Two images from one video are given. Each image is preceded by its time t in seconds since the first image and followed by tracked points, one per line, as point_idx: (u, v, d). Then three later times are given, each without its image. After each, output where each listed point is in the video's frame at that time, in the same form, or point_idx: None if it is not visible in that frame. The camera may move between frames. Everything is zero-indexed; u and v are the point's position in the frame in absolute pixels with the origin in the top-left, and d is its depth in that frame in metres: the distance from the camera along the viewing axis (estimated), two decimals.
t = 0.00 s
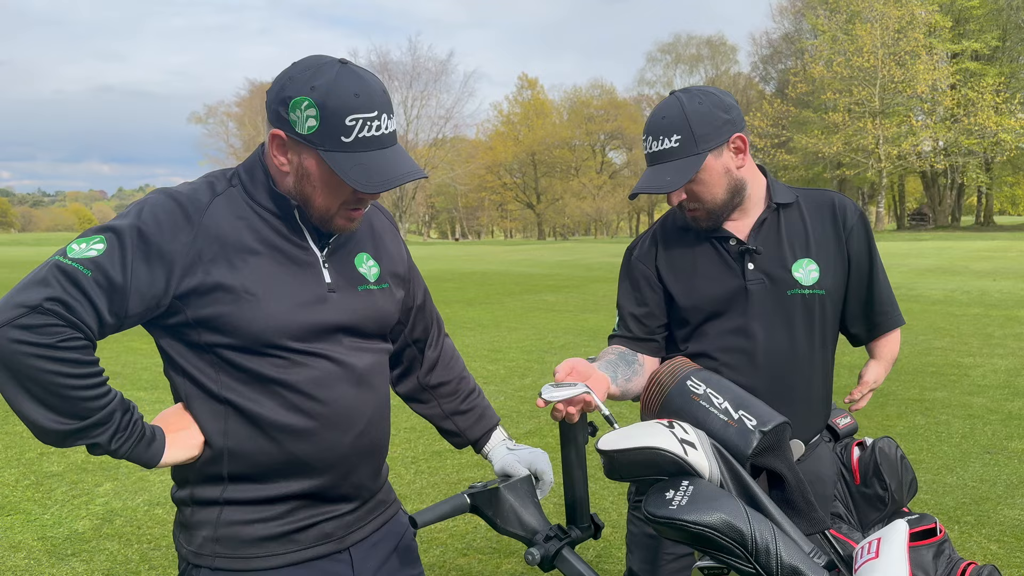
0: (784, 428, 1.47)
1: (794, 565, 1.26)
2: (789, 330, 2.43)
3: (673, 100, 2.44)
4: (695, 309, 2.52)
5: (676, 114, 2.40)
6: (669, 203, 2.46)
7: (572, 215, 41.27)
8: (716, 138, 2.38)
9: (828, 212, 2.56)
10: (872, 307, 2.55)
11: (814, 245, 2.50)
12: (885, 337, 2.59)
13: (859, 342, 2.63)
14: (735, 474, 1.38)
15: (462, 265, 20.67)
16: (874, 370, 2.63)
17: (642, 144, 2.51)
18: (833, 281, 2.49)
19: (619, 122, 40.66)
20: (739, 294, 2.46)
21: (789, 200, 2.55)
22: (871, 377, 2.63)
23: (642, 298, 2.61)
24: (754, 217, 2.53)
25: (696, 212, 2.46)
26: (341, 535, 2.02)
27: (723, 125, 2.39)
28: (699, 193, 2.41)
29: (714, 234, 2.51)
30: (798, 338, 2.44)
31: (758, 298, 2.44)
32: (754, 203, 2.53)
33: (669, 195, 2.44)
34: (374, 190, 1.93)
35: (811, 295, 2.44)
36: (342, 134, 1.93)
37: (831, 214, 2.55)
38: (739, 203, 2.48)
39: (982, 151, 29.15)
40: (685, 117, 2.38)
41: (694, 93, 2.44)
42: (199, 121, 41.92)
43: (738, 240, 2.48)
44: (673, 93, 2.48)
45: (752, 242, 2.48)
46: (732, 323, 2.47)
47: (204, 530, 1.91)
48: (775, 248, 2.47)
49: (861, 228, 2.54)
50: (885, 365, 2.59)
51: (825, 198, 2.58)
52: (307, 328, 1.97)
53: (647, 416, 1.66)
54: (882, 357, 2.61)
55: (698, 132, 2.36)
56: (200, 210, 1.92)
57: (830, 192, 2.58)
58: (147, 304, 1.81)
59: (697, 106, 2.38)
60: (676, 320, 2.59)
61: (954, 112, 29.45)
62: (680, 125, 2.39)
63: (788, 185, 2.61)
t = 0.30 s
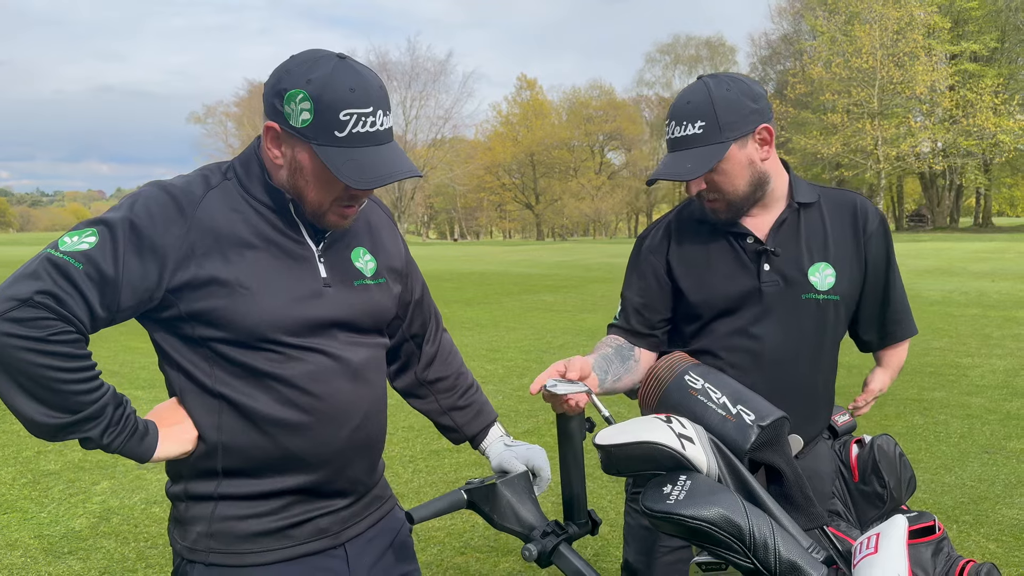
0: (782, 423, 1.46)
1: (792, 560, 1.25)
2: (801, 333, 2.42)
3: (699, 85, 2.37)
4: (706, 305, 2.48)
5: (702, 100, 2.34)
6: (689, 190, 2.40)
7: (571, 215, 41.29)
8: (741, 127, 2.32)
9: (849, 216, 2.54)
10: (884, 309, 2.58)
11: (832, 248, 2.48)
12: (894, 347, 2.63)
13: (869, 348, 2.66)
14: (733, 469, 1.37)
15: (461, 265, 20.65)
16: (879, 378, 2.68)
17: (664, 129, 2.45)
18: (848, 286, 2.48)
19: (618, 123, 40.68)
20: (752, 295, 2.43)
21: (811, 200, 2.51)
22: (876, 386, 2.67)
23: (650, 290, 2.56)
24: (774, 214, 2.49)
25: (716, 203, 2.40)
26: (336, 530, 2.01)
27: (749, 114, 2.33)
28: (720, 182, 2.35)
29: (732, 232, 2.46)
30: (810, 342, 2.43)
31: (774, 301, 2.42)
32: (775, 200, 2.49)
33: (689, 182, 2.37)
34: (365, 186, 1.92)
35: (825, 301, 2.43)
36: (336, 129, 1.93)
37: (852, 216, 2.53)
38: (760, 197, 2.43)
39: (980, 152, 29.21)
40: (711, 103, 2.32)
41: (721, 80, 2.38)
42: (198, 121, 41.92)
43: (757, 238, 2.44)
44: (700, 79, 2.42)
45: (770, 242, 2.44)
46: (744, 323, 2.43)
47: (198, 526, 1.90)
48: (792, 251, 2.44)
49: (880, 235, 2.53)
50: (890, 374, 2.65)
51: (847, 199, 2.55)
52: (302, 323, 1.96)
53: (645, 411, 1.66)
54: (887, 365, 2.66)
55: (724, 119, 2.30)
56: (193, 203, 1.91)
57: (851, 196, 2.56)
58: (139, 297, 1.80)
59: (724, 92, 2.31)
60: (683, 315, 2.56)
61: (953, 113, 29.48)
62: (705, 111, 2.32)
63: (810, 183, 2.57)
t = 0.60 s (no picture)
0: (783, 423, 1.44)
1: (792, 562, 1.24)
2: (805, 338, 2.40)
3: (711, 85, 2.33)
4: (711, 307, 2.47)
5: (714, 100, 2.30)
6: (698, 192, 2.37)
7: (572, 214, 41.26)
8: (754, 129, 2.28)
9: (860, 219, 2.49)
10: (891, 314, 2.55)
11: (841, 253, 2.45)
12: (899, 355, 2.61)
13: (872, 353, 2.66)
14: (733, 470, 1.36)
15: (461, 263, 20.62)
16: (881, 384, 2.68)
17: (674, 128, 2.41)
18: (854, 292, 2.46)
19: (619, 121, 40.64)
20: (757, 301, 2.41)
21: (821, 203, 2.47)
22: (877, 393, 2.64)
23: (654, 290, 2.54)
24: (784, 217, 2.46)
25: (725, 205, 2.37)
26: (333, 529, 2.00)
27: (762, 115, 2.29)
28: (730, 185, 2.32)
29: (740, 234, 2.43)
30: (814, 345, 2.42)
31: (779, 306, 2.40)
32: (785, 202, 2.45)
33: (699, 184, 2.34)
34: (352, 184, 1.89)
35: (831, 308, 2.42)
36: (323, 126, 1.91)
37: (862, 221, 2.48)
38: (770, 200, 2.40)
39: (983, 151, 29.16)
40: (723, 103, 2.28)
41: (733, 79, 2.34)
42: (200, 120, 41.91)
43: (765, 242, 2.42)
44: (711, 77, 2.38)
45: (778, 246, 2.42)
46: (748, 326, 2.42)
47: (194, 525, 1.88)
48: (800, 257, 2.41)
49: (890, 238, 2.49)
50: (893, 381, 2.62)
51: (859, 202, 2.50)
52: (297, 318, 1.95)
53: (645, 410, 1.64)
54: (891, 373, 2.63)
55: (736, 121, 2.26)
56: (186, 199, 1.89)
57: (863, 197, 2.51)
58: (133, 295, 1.79)
59: (736, 93, 2.27)
60: (688, 317, 2.54)
61: (956, 111, 29.43)
62: (717, 112, 2.28)
63: (822, 185, 2.52)
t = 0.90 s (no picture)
0: (784, 426, 1.41)
1: (792, 569, 1.21)
2: (810, 338, 2.37)
3: (723, 79, 2.30)
4: (717, 304, 2.43)
5: (726, 95, 2.27)
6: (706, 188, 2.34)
7: (575, 212, 41.20)
8: (765, 125, 2.25)
9: (867, 220, 2.46)
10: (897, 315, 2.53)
11: (848, 253, 2.42)
12: (901, 356, 2.59)
13: (875, 354, 2.64)
14: (733, 474, 1.33)
15: (464, 262, 20.59)
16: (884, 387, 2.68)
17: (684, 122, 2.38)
18: (860, 293, 2.43)
19: (623, 120, 40.56)
20: (764, 300, 2.38)
21: (830, 203, 2.43)
22: (881, 396, 2.65)
23: (659, 288, 2.51)
24: (791, 216, 2.43)
25: (733, 203, 2.34)
26: (326, 532, 1.97)
27: (774, 111, 2.26)
28: (740, 182, 2.29)
29: (747, 232, 2.40)
30: (819, 346, 2.38)
31: (787, 307, 2.36)
32: (792, 200, 2.42)
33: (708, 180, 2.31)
34: (337, 185, 1.86)
35: (838, 308, 2.39)
36: (310, 125, 1.88)
37: (869, 223, 2.45)
38: (779, 198, 2.37)
39: (988, 150, 29.05)
40: (736, 99, 2.25)
41: (745, 73, 2.31)
42: (203, 117, 41.93)
43: (772, 240, 2.39)
44: (723, 70, 2.34)
45: (786, 245, 2.38)
46: (754, 326, 2.38)
47: (185, 528, 1.86)
48: (807, 256, 2.38)
49: (897, 240, 2.47)
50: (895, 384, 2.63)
51: (867, 203, 2.48)
52: (289, 318, 1.92)
53: (644, 413, 1.62)
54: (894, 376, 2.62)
55: (748, 116, 2.23)
56: (175, 197, 1.87)
57: (870, 198, 2.48)
58: (121, 294, 1.77)
59: (750, 88, 2.24)
60: (692, 316, 2.51)
61: (961, 110, 29.33)
62: (729, 107, 2.25)
63: (830, 184, 2.49)
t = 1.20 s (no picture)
0: (781, 433, 1.38)
1: None
2: (811, 341, 2.34)
3: (737, 76, 2.26)
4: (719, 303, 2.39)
5: (740, 91, 2.24)
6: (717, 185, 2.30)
7: (579, 211, 41.19)
8: (777, 123, 2.23)
9: (868, 224, 2.45)
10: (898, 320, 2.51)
11: (850, 256, 2.40)
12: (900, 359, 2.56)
13: (873, 358, 2.61)
14: (729, 481, 1.30)
15: (466, 261, 20.57)
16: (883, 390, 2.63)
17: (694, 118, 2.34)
18: (861, 295, 2.42)
19: (626, 119, 40.53)
20: (766, 299, 2.35)
21: (832, 205, 2.41)
22: (880, 399, 2.59)
23: (663, 286, 2.45)
24: (794, 216, 2.41)
25: (742, 201, 2.31)
26: (317, 538, 1.95)
27: (786, 110, 2.25)
28: (750, 180, 2.26)
29: (749, 232, 2.38)
30: (820, 347, 2.35)
31: (788, 307, 2.33)
32: (797, 201, 2.40)
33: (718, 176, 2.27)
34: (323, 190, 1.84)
35: (840, 309, 2.37)
36: (297, 128, 1.85)
37: (870, 227, 2.44)
38: (786, 198, 2.35)
39: (992, 150, 28.98)
40: (750, 96, 2.22)
41: (758, 71, 2.28)
42: (207, 117, 42.03)
43: (775, 240, 2.36)
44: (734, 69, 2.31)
45: (789, 245, 2.36)
46: (756, 326, 2.35)
47: (174, 533, 1.85)
48: (810, 256, 2.36)
49: (897, 244, 2.46)
50: (893, 386, 2.58)
51: (867, 206, 2.47)
52: (279, 321, 1.90)
53: (638, 418, 1.58)
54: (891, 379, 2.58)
55: (762, 114, 2.21)
56: (164, 199, 1.85)
57: (871, 202, 2.48)
58: (108, 297, 1.75)
59: (764, 85, 2.22)
60: (692, 315, 2.46)
61: (965, 109, 29.23)
62: (743, 104, 2.22)
63: (832, 188, 2.47)
